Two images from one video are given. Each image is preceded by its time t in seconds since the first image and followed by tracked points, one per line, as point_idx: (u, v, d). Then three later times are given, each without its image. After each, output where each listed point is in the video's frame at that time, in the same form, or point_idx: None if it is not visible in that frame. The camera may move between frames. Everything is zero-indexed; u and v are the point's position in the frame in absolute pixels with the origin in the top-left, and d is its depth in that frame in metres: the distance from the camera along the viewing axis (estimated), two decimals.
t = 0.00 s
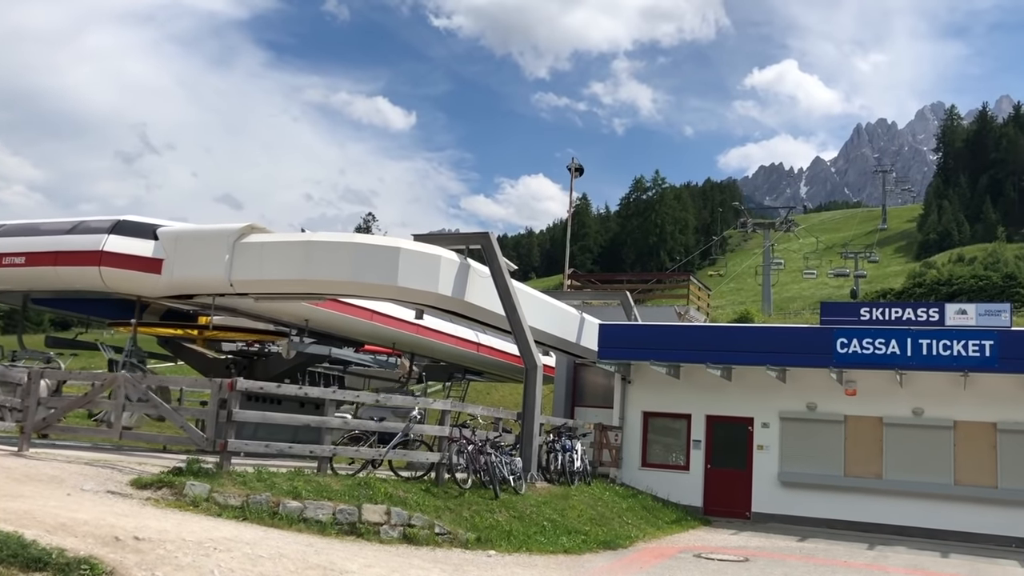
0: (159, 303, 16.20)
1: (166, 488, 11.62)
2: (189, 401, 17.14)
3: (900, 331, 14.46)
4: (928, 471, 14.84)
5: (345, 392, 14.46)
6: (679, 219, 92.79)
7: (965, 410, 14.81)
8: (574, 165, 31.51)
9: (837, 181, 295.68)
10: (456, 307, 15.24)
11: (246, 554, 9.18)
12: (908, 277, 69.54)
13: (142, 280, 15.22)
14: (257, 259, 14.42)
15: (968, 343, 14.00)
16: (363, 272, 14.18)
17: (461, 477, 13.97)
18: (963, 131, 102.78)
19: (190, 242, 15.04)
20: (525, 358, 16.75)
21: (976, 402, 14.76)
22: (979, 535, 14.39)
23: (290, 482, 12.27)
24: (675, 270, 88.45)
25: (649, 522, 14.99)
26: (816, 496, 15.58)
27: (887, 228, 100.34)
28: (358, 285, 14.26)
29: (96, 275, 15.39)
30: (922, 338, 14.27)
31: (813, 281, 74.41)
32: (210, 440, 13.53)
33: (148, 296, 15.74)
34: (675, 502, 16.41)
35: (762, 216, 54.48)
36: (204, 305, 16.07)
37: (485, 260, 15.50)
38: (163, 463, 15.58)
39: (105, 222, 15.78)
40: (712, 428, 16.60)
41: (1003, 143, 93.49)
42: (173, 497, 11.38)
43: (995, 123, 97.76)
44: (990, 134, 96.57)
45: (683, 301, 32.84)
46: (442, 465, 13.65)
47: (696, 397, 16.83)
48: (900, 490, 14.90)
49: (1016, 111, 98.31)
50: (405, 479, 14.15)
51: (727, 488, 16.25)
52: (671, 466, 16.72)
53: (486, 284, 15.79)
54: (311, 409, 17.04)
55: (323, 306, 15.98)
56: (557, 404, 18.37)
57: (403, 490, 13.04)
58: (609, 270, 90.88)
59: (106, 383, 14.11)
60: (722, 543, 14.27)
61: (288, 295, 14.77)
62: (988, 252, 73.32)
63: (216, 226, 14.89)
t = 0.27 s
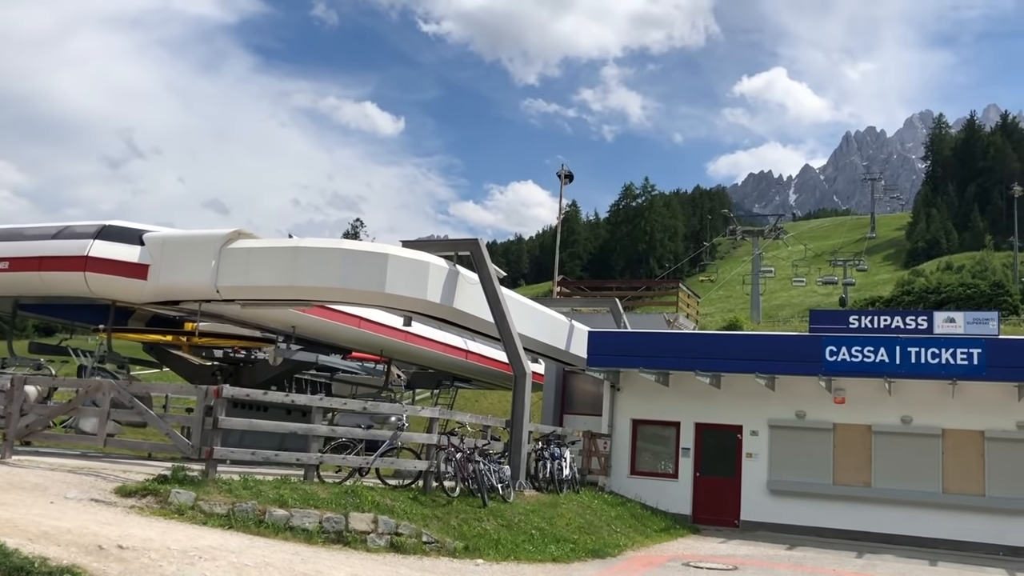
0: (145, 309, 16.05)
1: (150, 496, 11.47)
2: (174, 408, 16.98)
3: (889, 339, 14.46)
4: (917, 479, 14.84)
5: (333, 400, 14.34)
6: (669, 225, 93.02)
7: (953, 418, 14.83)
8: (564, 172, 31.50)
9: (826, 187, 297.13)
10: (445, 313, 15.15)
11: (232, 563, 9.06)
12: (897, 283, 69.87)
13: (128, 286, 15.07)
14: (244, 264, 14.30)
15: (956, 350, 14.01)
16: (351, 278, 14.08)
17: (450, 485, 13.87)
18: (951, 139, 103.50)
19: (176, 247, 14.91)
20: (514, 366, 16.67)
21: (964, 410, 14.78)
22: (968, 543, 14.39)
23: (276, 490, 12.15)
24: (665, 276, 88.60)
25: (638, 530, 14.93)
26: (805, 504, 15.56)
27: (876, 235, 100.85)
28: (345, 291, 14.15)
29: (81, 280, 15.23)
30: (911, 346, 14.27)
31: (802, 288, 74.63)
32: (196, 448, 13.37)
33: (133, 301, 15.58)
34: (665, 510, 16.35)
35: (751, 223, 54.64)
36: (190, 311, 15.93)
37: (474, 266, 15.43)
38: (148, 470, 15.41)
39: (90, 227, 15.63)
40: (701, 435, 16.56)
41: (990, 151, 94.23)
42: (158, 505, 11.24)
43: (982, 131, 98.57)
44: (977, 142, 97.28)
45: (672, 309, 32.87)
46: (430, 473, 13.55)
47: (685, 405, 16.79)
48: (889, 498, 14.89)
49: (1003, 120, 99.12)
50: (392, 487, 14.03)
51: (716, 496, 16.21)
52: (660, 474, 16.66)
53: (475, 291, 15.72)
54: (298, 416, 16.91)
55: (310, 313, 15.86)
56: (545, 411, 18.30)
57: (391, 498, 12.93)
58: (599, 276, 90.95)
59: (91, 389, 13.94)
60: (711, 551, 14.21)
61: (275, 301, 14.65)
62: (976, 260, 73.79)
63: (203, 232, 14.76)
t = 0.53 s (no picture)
0: (137, 314, 16.01)
1: (142, 502, 11.44)
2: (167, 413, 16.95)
3: (880, 343, 14.51)
4: (909, 482, 14.89)
5: (326, 405, 14.32)
6: (662, 230, 93.21)
7: (945, 421, 14.88)
8: (556, 177, 31.55)
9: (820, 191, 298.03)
10: (437, 318, 15.16)
11: (225, 568, 9.03)
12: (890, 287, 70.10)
13: (120, 291, 15.04)
14: (237, 269, 14.28)
15: (947, 354, 14.06)
16: (344, 283, 14.07)
17: (443, 489, 13.86)
18: (943, 143, 103.95)
19: (168, 252, 14.89)
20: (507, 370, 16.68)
21: (956, 413, 14.84)
22: (960, 546, 14.44)
23: (268, 495, 12.13)
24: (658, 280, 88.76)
25: (631, 534, 14.94)
26: (798, 508, 15.59)
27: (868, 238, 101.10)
28: (338, 296, 14.14)
29: (73, 285, 15.19)
30: (902, 350, 14.32)
31: (796, 292, 74.77)
32: (188, 453, 13.33)
33: (125, 306, 15.55)
34: (658, 514, 16.36)
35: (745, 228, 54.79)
36: (183, 316, 15.90)
37: (467, 271, 15.44)
38: (140, 476, 15.37)
39: (82, 232, 15.60)
40: (694, 439, 16.58)
41: (981, 155, 94.68)
42: (150, 510, 11.20)
43: (974, 136, 99.09)
44: (968, 145, 97.58)
45: (664, 313, 32.94)
46: (423, 477, 13.54)
47: (678, 409, 16.82)
48: (881, 501, 14.93)
49: (994, 124, 99.62)
50: (385, 492, 14.00)
51: (709, 500, 16.23)
52: (653, 477, 16.68)
53: (468, 295, 15.73)
54: (290, 421, 16.89)
55: (303, 317, 15.86)
56: (539, 416, 18.31)
57: (384, 502, 12.91)
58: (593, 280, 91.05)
59: (82, 394, 13.89)
60: (704, 555, 14.23)
61: (268, 306, 14.64)
62: (968, 263, 74.11)
63: (195, 237, 14.74)
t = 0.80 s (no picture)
0: (140, 317, 16.03)
1: (145, 505, 11.45)
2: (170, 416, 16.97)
3: (883, 342, 14.48)
4: (913, 481, 14.87)
5: (328, 406, 14.32)
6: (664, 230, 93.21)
7: (948, 420, 14.86)
8: (559, 178, 31.54)
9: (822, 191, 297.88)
10: (440, 319, 15.16)
11: (227, 571, 9.03)
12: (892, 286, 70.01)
13: (122, 294, 15.05)
14: (239, 272, 14.29)
15: (950, 353, 14.03)
16: (346, 285, 14.08)
17: (446, 490, 13.86)
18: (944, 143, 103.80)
19: (171, 255, 14.90)
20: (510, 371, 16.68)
21: (959, 413, 14.82)
22: (964, 546, 14.42)
23: (272, 497, 12.13)
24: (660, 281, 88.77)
25: (635, 535, 14.93)
26: (802, 508, 15.57)
27: (870, 238, 100.89)
28: (341, 298, 14.15)
29: (76, 289, 15.21)
30: (905, 349, 14.30)
31: (798, 292, 74.65)
32: (191, 455, 13.33)
33: (128, 309, 15.56)
34: (661, 515, 16.35)
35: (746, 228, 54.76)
36: (186, 319, 15.91)
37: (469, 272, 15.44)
38: (144, 479, 15.38)
39: (85, 235, 15.62)
40: (697, 439, 16.57)
41: (982, 154, 94.56)
42: (154, 513, 11.21)
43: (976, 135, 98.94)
44: (970, 144, 97.38)
45: (667, 314, 32.91)
46: (426, 479, 13.54)
47: (681, 409, 16.81)
48: (885, 501, 14.92)
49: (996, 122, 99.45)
50: (388, 493, 14.00)
51: (712, 501, 16.21)
52: (656, 478, 16.67)
53: (470, 297, 15.73)
54: (293, 423, 16.90)
55: (305, 319, 15.86)
56: (542, 417, 18.31)
57: (387, 504, 12.91)
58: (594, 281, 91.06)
59: (85, 398, 13.89)
60: (708, 555, 14.22)
61: (271, 308, 14.65)
62: (970, 263, 74.01)
63: (198, 239, 14.76)
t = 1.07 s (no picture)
0: (165, 316, 16.20)
1: (172, 502, 11.57)
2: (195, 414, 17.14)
3: (908, 339, 14.37)
4: (939, 479, 14.75)
5: (352, 404, 14.41)
6: (684, 227, 92.82)
7: (974, 417, 14.73)
8: (579, 175, 31.51)
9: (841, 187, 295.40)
10: (462, 317, 15.21)
11: (253, 568, 9.13)
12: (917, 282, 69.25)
13: (148, 294, 15.21)
14: (263, 271, 14.41)
15: (977, 349, 13.95)
16: (369, 283, 14.17)
17: (469, 488, 13.91)
18: (969, 137, 102.53)
19: (195, 255, 15.04)
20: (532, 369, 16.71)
21: (985, 409, 14.68)
22: (991, 544, 14.28)
23: (296, 495, 12.23)
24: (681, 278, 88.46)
25: (658, 533, 14.92)
26: (826, 505, 15.49)
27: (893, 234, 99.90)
28: (364, 296, 14.23)
29: (102, 289, 15.39)
30: (931, 346, 14.18)
31: (819, 289, 74.09)
32: (217, 453, 13.45)
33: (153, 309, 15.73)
34: (684, 512, 16.31)
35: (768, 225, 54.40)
36: (210, 318, 16.06)
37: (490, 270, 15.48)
38: (170, 476, 15.55)
39: (111, 236, 15.81)
40: (720, 437, 16.52)
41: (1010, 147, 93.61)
42: (180, 510, 11.34)
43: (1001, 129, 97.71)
44: (1000, 137, 96.72)
45: (689, 311, 32.78)
46: (449, 476, 13.59)
47: (704, 407, 16.76)
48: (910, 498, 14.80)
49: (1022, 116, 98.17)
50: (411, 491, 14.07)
51: (736, 498, 16.16)
52: (679, 476, 16.64)
53: (492, 295, 15.77)
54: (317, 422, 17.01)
55: (328, 318, 15.97)
56: (564, 415, 18.32)
57: (410, 502, 12.98)
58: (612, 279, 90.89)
59: (112, 396, 14.04)
60: (731, 553, 14.18)
61: (294, 307, 14.76)
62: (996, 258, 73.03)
63: (221, 239, 14.88)
